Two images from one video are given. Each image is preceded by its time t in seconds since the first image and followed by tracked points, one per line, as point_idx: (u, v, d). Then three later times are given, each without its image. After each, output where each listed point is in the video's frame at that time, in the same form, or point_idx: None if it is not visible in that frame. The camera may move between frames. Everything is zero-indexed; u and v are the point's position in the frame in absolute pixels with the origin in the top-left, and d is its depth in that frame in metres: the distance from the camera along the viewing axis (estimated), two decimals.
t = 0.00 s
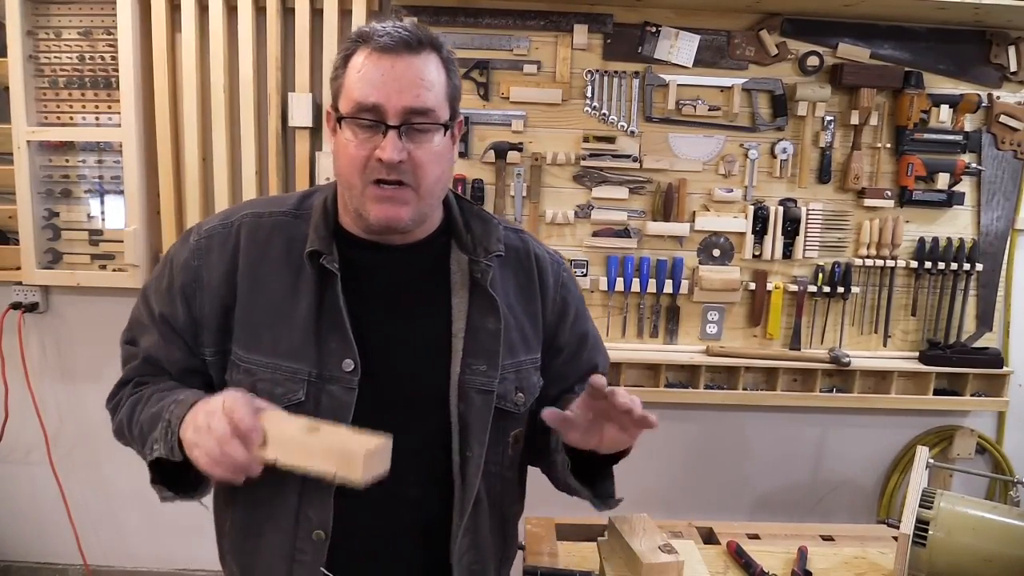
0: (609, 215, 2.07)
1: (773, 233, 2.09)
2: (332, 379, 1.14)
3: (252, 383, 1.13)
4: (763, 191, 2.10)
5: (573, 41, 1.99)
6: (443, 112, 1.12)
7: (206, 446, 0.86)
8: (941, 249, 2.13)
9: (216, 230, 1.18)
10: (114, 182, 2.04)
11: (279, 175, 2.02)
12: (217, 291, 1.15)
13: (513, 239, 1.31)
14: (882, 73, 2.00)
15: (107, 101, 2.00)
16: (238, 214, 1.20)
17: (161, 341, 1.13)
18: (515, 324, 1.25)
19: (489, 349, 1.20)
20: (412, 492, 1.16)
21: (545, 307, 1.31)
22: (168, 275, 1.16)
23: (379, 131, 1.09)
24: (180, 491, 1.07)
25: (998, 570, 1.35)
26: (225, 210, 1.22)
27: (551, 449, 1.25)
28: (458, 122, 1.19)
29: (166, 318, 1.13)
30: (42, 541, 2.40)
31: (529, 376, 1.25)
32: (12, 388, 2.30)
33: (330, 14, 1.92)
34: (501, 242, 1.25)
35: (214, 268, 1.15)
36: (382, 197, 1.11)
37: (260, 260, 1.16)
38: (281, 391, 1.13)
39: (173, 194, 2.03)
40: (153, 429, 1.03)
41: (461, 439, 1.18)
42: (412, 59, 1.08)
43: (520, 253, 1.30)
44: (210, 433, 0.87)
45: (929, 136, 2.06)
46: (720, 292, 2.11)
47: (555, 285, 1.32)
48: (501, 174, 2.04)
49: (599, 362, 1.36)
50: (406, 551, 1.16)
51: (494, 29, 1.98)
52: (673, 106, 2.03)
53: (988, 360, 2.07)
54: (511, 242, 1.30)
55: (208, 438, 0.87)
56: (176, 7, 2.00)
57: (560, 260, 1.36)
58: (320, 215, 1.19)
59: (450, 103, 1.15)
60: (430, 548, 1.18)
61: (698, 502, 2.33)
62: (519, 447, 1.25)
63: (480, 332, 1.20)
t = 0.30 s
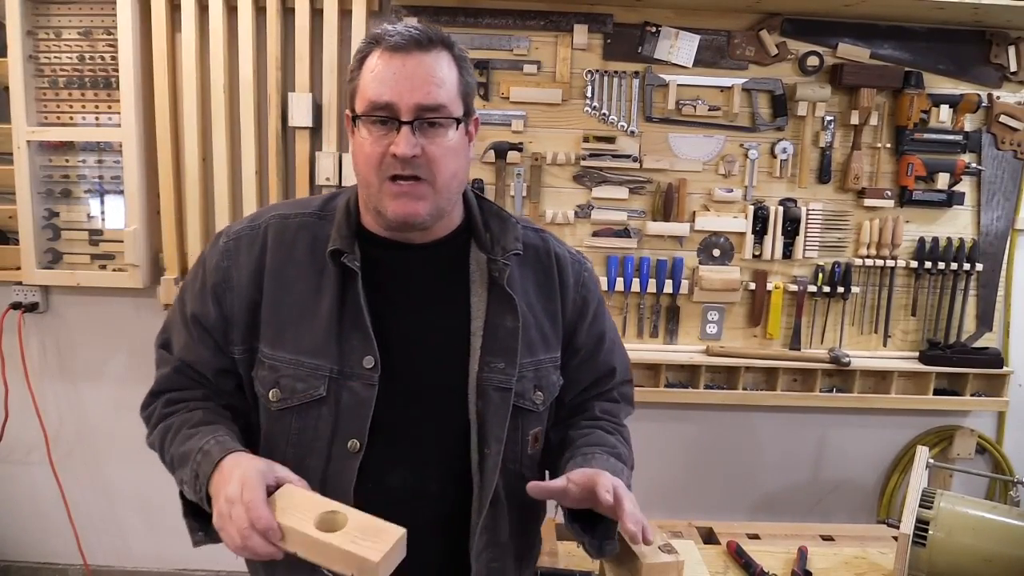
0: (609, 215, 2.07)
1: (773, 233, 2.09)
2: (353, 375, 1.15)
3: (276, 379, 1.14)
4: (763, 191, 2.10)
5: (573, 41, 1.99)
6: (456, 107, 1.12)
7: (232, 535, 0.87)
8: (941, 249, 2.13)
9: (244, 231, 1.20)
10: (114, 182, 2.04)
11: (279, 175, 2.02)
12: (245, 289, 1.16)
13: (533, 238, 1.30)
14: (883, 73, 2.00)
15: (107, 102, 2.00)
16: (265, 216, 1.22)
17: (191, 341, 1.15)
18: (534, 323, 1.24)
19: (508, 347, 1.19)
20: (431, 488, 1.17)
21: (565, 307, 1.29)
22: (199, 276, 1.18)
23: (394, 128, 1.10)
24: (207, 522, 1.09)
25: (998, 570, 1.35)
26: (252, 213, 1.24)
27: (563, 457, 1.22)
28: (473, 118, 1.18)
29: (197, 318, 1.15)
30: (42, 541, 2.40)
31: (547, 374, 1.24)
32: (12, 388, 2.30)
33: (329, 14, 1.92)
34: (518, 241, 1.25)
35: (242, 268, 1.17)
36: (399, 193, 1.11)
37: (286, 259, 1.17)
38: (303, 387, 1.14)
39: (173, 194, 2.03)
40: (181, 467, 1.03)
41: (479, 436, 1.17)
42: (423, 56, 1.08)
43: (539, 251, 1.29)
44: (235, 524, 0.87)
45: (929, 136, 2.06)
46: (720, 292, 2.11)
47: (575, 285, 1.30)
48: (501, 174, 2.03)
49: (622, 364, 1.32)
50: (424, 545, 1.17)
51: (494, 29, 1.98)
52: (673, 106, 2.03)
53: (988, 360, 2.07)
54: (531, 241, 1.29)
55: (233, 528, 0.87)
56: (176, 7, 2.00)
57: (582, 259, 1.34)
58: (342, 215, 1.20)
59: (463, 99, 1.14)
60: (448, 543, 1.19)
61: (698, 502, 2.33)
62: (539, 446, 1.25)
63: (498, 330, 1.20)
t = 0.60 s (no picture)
0: (609, 215, 2.07)
1: (773, 233, 2.09)
2: (363, 372, 1.15)
3: (288, 375, 1.14)
4: (763, 191, 2.10)
5: (573, 41, 1.99)
6: (473, 106, 1.12)
7: (236, 526, 0.89)
8: (941, 249, 2.13)
9: (262, 230, 1.21)
10: (114, 182, 2.04)
11: (279, 176, 2.02)
12: (261, 286, 1.17)
13: (547, 239, 1.29)
14: (883, 73, 2.00)
15: (107, 102, 2.00)
16: (282, 215, 1.23)
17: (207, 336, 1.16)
18: (545, 323, 1.23)
19: (518, 347, 1.19)
20: (439, 485, 1.17)
21: (578, 308, 1.28)
22: (217, 273, 1.19)
23: (411, 126, 1.10)
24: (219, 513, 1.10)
25: (998, 570, 1.35)
26: (270, 212, 1.26)
27: (571, 459, 1.22)
28: (489, 119, 1.18)
29: (213, 313, 1.16)
30: (42, 541, 2.40)
31: (559, 376, 1.23)
32: (13, 388, 2.30)
33: (329, 15, 1.92)
34: (530, 241, 1.24)
35: (259, 264, 1.18)
36: (414, 190, 1.11)
37: (301, 257, 1.18)
38: (315, 383, 1.14)
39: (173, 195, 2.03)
40: (195, 459, 1.03)
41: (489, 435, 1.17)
42: (441, 56, 1.09)
43: (553, 252, 1.29)
44: (239, 517, 0.89)
45: (929, 136, 2.06)
46: (720, 292, 2.11)
47: (588, 286, 1.29)
48: (501, 174, 2.03)
49: (635, 367, 1.31)
50: (431, 541, 1.18)
51: (494, 29, 1.98)
52: (673, 106, 2.03)
53: (988, 360, 2.07)
54: (544, 241, 1.29)
55: (238, 518, 0.89)
56: (176, 7, 2.00)
57: (595, 260, 1.34)
58: (356, 214, 1.20)
59: (480, 100, 1.14)
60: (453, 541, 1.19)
61: (698, 502, 2.33)
62: (549, 448, 1.24)
63: (509, 330, 1.19)
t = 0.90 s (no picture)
0: (608, 215, 2.07)
1: (773, 233, 2.09)
2: (371, 372, 1.15)
3: (296, 374, 1.14)
4: (763, 191, 2.10)
5: (573, 41, 1.99)
6: (485, 108, 1.12)
7: (235, 543, 0.88)
8: (941, 249, 2.13)
9: (270, 229, 1.21)
10: (114, 182, 2.04)
11: (278, 176, 2.02)
12: (270, 285, 1.17)
13: (554, 240, 1.29)
14: (883, 73, 2.00)
15: (107, 102, 2.00)
16: (290, 215, 1.23)
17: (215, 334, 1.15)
18: (552, 324, 1.23)
19: (525, 347, 1.19)
20: (445, 484, 1.17)
21: (583, 309, 1.28)
22: (225, 272, 1.19)
23: (423, 126, 1.10)
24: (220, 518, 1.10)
25: (999, 570, 1.35)
26: (278, 212, 1.25)
27: (577, 466, 1.21)
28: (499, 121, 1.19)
29: (222, 312, 1.15)
30: (42, 541, 2.40)
31: (565, 377, 1.24)
32: (13, 388, 2.30)
33: (329, 14, 1.92)
34: (538, 242, 1.24)
35: (267, 263, 1.18)
36: (424, 190, 1.11)
37: (309, 257, 1.18)
38: (323, 382, 1.14)
39: (173, 195, 2.03)
40: (199, 464, 1.03)
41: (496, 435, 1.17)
42: (454, 57, 1.09)
43: (560, 254, 1.28)
44: (239, 534, 0.88)
45: (929, 136, 2.06)
46: (720, 292, 2.11)
47: (594, 288, 1.29)
48: (501, 174, 2.03)
49: (640, 370, 1.31)
50: (436, 540, 1.18)
51: (494, 29, 1.98)
52: (673, 106, 2.03)
53: (988, 360, 2.07)
54: (552, 243, 1.29)
55: (237, 536, 0.89)
56: (176, 7, 2.00)
57: (601, 262, 1.34)
58: (365, 215, 1.20)
59: (491, 102, 1.14)
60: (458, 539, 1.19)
61: (698, 502, 2.33)
62: (554, 448, 1.24)
63: (516, 330, 1.19)
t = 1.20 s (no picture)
0: (609, 215, 2.07)
1: (773, 233, 2.09)
2: (373, 370, 1.15)
3: (299, 371, 1.14)
4: (763, 191, 2.10)
5: (573, 41, 1.99)
6: (488, 116, 1.12)
7: (248, 482, 0.90)
8: (941, 249, 2.13)
9: (271, 228, 1.21)
10: (114, 182, 2.04)
11: (278, 176, 2.02)
12: (272, 284, 1.17)
13: (554, 240, 1.29)
14: (882, 73, 2.00)
15: (107, 101, 2.00)
16: (291, 214, 1.23)
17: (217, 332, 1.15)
18: (554, 323, 1.23)
19: (528, 345, 1.19)
20: (448, 482, 1.17)
21: (584, 307, 1.28)
22: (226, 270, 1.19)
23: (426, 132, 1.10)
24: (219, 497, 1.10)
25: (999, 570, 1.35)
26: (279, 211, 1.25)
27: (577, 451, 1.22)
28: (503, 127, 1.19)
29: (223, 311, 1.15)
30: (42, 541, 2.40)
31: (567, 374, 1.24)
32: (13, 388, 2.30)
33: (329, 15, 1.92)
34: (540, 241, 1.24)
35: (269, 262, 1.18)
36: (425, 196, 1.11)
37: (311, 256, 1.18)
38: (326, 380, 1.14)
39: (173, 195, 2.03)
40: (197, 440, 1.04)
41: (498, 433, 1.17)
42: (460, 64, 1.09)
43: (561, 253, 1.29)
44: (253, 472, 0.90)
45: (929, 136, 2.06)
46: (720, 292, 2.11)
47: (595, 286, 1.30)
48: (501, 174, 2.03)
49: (640, 367, 1.31)
50: (439, 537, 1.18)
51: (494, 29, 1.98)
52: (673, 106, 2.03)
53: (988, 360, 2.07)
54: (553, 242, 1.29)
55: (249, 474, 0.90)
56: (176, 7, 2.00)
57: (601, 262, 1.34)
58: (366, 214, 1.20)
59: (495, 108, 1.15)
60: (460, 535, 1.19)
61: (698, 502, 2.33)
62: (557, 444, 1.24)
63: (519, 328, 1.19)
